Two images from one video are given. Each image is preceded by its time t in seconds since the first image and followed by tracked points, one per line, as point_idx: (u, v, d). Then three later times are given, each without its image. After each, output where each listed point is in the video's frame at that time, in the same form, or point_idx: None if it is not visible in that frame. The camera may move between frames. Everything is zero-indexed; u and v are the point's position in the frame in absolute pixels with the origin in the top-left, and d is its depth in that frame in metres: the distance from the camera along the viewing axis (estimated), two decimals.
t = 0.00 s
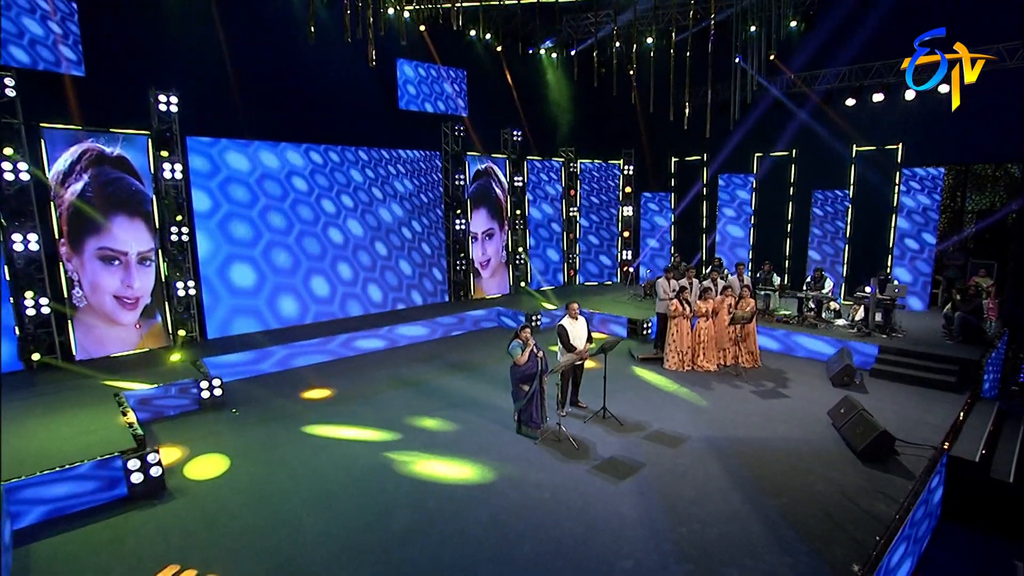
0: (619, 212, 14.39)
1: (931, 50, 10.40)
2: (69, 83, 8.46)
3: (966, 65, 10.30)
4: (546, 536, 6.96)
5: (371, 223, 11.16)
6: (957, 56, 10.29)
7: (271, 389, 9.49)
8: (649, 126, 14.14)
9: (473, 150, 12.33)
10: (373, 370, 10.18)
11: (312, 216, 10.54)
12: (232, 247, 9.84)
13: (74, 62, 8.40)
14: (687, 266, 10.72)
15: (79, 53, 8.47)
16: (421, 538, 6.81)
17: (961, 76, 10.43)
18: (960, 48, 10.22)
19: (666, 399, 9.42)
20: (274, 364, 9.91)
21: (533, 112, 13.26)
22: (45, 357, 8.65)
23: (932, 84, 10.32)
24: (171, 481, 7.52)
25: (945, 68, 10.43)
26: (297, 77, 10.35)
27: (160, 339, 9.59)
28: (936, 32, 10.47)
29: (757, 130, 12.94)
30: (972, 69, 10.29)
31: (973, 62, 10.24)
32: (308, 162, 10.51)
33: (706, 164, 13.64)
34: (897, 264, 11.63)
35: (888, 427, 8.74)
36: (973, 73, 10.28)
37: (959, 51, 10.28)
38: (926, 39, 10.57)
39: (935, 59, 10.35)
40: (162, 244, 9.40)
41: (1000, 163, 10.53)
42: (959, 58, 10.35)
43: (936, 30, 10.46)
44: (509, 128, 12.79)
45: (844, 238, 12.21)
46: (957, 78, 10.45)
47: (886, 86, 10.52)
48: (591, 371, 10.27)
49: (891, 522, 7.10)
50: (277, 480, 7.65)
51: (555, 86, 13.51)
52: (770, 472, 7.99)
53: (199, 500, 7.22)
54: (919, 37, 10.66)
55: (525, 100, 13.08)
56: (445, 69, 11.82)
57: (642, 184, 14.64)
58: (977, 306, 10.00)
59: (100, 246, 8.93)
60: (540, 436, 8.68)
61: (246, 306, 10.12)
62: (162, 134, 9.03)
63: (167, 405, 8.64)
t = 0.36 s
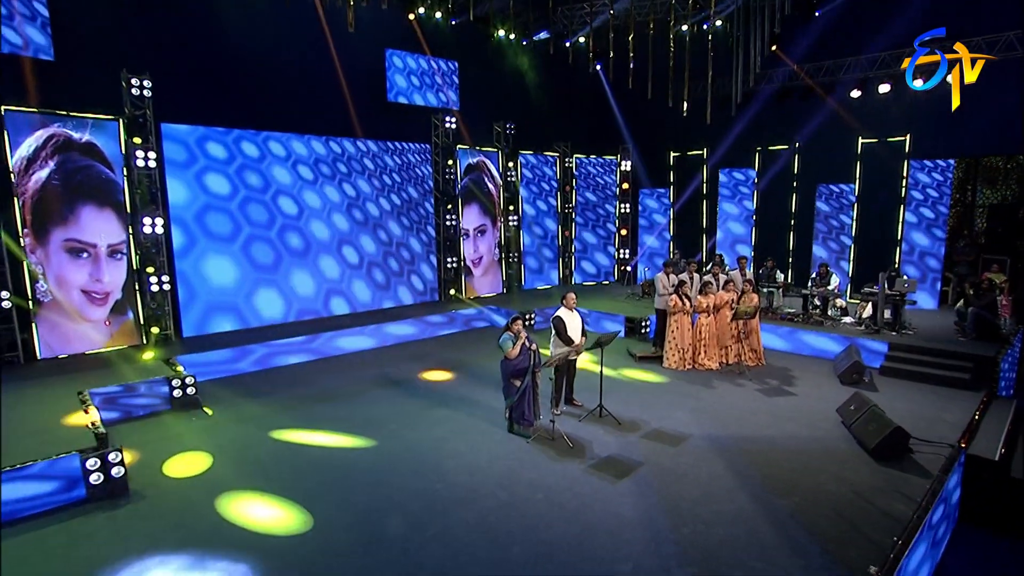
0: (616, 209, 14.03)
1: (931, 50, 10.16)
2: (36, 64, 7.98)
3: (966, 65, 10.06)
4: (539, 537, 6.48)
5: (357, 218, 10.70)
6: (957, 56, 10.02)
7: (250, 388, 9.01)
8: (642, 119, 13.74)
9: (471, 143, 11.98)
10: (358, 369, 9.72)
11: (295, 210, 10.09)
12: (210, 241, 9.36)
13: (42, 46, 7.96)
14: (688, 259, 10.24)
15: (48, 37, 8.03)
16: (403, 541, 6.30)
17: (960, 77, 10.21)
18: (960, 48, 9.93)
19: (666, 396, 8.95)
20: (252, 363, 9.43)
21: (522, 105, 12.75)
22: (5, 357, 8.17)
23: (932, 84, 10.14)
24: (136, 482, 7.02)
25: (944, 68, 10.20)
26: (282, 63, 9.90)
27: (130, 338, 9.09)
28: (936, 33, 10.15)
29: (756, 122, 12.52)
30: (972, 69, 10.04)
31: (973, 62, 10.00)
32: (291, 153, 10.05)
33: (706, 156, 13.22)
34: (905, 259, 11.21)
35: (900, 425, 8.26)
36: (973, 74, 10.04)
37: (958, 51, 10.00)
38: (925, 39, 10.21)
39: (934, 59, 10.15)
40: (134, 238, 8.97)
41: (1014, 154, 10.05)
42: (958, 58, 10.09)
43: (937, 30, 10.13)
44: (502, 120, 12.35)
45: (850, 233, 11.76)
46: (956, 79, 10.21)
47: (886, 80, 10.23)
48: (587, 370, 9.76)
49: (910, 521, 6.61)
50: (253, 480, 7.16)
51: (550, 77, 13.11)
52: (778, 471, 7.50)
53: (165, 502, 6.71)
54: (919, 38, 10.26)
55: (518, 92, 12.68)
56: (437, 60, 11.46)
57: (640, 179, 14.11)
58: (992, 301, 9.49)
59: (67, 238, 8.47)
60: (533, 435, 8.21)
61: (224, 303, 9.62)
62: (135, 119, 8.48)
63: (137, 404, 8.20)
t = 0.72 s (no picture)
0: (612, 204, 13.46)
1: (931, 50, 9.62)
2: None
3: (965, 65, 9.39)
4: (529, 537, 6.01)
5: (342, 211, 10.28)
6: (957, 56, 9.35)
7: (226, 386, 8.56)
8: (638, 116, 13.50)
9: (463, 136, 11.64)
10: (342, 366, 9.28)
11: (276, 201, 9.67)
12: (185, 232, 8.94)
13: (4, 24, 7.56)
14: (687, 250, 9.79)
15: (11, 14, 7.63)
16: (381, 541, 5.83)
17: (960, 77, 9.60)
18: (960, 48, 9.25)
19: (663, 392, 8.51)
20: (229, 360, 8.99)
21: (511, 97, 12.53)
22: None
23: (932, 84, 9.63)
24: (98, 482, 6.55)
25: (945, 68, 9.63)
26: (261, 49, 9.52)
27: (98, 333, 8.62)
28: (936, 32, 9.42)
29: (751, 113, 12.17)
30: (972, 69, 9.39)
31: (973, 62, 9.34)
32: (272, 141, 9.62)
33: (706, 148, 12.76)
34: (913, 255, 10.68)
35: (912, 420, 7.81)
36: (974, 74, 9.41)
37: (958, 51, 9.31)
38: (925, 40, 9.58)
39: (934, 60, 9.62)
40: (102, 228, 8.53)
41: None
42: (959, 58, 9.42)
43: (937, 30, 9.38)
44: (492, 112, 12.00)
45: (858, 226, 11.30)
46: (957, 79, 9.61)
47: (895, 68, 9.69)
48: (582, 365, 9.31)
49: (928, 518, 6.15)
50: (223, 478, 6.70)
51: (535, 75, 12.86)
52: (783, 467, 7.05)
53: (125, 502, 6.24)
54: (919, 36, 9.60)
55: (507, 86, 12.41)
56: (425, 49, 11.14)
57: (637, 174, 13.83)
58: (1005, 294, 9.07)
59: (31, 226, 7.96)
60: (523, 431, 7.77)
61: (201, 297, 9.18)
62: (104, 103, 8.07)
63: (104, 402, 7.73)
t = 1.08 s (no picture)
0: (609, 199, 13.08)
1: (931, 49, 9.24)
2: None
3: (966, 65, 9.07)
4: (517, 537, 5.54)
5: (326, 203, 9.88)
6: (957, 57, 9.01)
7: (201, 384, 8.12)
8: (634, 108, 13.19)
9: (451, 126, 11.20)
10: (324, 364, 8.83)
11: (256, 191, 9.28)
12: (157, 222, 8.54)
13: None
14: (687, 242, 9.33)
15: None
16: (355, 543, 5.36)
17: (961, 76, 9.25)
18: (961, 49, 8.89)
19: (663, 389, 8.07)
20: (203, 357, 8.56)
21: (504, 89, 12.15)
22: None
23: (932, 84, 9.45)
24: (52, 483, 6.09)
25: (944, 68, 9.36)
26: (237, 34, 9.14)
27: (65, 328, 8.09)
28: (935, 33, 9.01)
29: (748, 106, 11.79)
30: (972, 69, 9.06)
31: (974, 62, 9.01)
32: (250, 127, 9.22)
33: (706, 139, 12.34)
34: (923, 248, 10.22)
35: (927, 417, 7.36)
36: (974, 74, 9.06)
37: (958, 51, 8.93)
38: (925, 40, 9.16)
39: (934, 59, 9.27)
40: (68, 217, 7.99)
41: None
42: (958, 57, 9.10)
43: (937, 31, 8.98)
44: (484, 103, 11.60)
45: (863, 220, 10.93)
46: (957, 78, 9.28)
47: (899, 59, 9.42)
48: (577, 361, 8.87)
49: (949, 517, 5.68)
50: (189, 478, 6.25)
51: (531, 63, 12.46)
52: (790, 465, 6.60)
53: (79, 503, 5.77)
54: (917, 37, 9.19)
55: (499, 77, 12.05)
56: (410, 38, 10.74)
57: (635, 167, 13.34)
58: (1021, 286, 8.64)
59: None
60: (514, 428, 7.32)
61: (174, 292, 8.78)
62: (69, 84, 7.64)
63: (62, 400, 7.26)
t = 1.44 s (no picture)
0: (608, 193, 12.88)
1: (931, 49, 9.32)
2: None
3: (965, 65, 9.08)
4: (506, 537, 5.07)
5: (310, 193, 9.50)
6: (957, 56, 9.02)
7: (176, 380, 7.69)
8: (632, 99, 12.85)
9: (442, 115, 10.83)
10: (307, 359, 8.40)
11: (236, 179, 8.89)
12: (129, 210, 8.14)
13: None
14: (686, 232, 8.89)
15: None
16: (327, 545, 4.90)
17: (959, 76, 9.21)
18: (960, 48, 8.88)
19: (664, 385, 7.65)
20: (178, 353, 8.16)
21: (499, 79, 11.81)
22: None
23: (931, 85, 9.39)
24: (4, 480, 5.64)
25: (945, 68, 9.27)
26: (217, 16, 8.77)
27: (29, 322, 7.67)
28: (936, 33, 8.89)
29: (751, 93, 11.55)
30: (972, 69, 9.07)
31: (974, 62, 9.02)
32: (230, 112, 8.83)
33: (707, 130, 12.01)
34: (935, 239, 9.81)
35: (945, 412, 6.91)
36: (974, 74, 9.06)
37: (958, 51, 8.98)
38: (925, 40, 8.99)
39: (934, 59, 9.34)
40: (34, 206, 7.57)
41: None
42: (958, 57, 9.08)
43: (937, 31, 8.85)
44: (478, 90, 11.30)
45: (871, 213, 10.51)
46: (956, 78, 9.23)
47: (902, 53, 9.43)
48: (573, 357, 8.43)
49: (977, 515, 5.21)
50: (154, 475, 5.80)
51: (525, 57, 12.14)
52: (800, 461, 6.15)
53: (29, 502, 5.31)
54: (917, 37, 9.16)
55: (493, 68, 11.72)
56: (400, 24, 10.38)
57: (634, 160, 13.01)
58: None
59: None
60: (505, 424, 6.86)
61: (148, 284, 8.36)
62: (34, 61, 7.27)
63: (20, 395, 6.76)
